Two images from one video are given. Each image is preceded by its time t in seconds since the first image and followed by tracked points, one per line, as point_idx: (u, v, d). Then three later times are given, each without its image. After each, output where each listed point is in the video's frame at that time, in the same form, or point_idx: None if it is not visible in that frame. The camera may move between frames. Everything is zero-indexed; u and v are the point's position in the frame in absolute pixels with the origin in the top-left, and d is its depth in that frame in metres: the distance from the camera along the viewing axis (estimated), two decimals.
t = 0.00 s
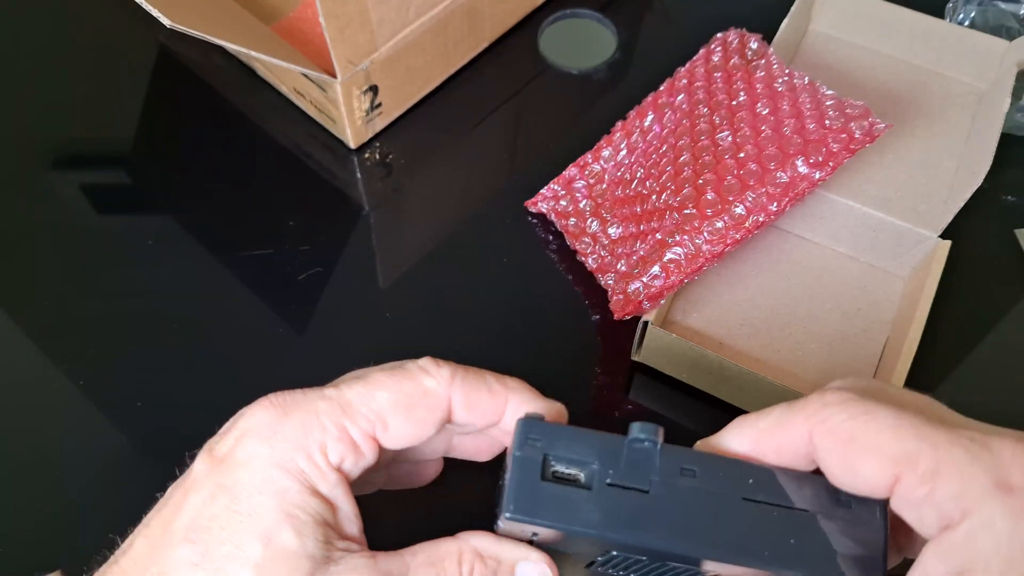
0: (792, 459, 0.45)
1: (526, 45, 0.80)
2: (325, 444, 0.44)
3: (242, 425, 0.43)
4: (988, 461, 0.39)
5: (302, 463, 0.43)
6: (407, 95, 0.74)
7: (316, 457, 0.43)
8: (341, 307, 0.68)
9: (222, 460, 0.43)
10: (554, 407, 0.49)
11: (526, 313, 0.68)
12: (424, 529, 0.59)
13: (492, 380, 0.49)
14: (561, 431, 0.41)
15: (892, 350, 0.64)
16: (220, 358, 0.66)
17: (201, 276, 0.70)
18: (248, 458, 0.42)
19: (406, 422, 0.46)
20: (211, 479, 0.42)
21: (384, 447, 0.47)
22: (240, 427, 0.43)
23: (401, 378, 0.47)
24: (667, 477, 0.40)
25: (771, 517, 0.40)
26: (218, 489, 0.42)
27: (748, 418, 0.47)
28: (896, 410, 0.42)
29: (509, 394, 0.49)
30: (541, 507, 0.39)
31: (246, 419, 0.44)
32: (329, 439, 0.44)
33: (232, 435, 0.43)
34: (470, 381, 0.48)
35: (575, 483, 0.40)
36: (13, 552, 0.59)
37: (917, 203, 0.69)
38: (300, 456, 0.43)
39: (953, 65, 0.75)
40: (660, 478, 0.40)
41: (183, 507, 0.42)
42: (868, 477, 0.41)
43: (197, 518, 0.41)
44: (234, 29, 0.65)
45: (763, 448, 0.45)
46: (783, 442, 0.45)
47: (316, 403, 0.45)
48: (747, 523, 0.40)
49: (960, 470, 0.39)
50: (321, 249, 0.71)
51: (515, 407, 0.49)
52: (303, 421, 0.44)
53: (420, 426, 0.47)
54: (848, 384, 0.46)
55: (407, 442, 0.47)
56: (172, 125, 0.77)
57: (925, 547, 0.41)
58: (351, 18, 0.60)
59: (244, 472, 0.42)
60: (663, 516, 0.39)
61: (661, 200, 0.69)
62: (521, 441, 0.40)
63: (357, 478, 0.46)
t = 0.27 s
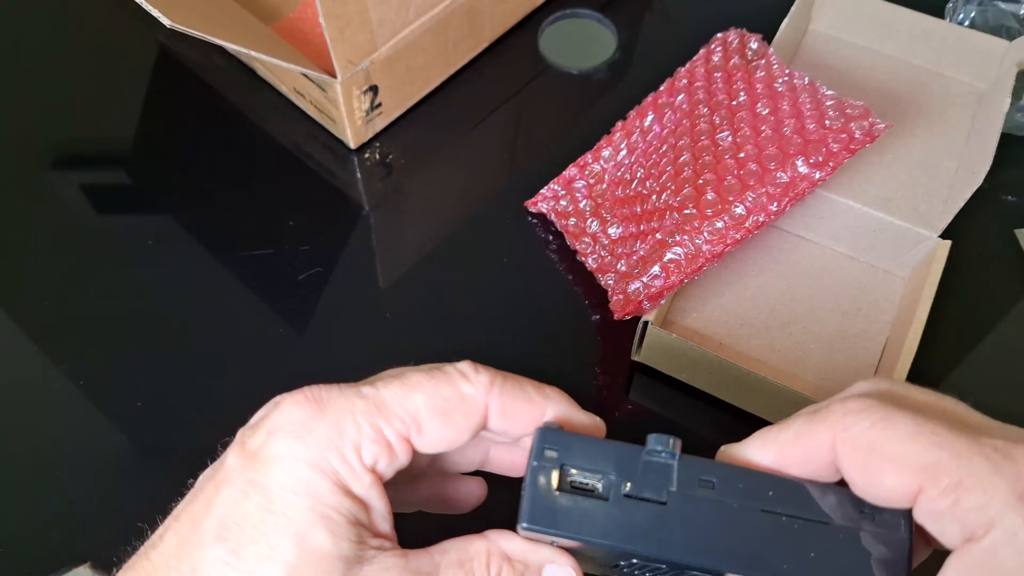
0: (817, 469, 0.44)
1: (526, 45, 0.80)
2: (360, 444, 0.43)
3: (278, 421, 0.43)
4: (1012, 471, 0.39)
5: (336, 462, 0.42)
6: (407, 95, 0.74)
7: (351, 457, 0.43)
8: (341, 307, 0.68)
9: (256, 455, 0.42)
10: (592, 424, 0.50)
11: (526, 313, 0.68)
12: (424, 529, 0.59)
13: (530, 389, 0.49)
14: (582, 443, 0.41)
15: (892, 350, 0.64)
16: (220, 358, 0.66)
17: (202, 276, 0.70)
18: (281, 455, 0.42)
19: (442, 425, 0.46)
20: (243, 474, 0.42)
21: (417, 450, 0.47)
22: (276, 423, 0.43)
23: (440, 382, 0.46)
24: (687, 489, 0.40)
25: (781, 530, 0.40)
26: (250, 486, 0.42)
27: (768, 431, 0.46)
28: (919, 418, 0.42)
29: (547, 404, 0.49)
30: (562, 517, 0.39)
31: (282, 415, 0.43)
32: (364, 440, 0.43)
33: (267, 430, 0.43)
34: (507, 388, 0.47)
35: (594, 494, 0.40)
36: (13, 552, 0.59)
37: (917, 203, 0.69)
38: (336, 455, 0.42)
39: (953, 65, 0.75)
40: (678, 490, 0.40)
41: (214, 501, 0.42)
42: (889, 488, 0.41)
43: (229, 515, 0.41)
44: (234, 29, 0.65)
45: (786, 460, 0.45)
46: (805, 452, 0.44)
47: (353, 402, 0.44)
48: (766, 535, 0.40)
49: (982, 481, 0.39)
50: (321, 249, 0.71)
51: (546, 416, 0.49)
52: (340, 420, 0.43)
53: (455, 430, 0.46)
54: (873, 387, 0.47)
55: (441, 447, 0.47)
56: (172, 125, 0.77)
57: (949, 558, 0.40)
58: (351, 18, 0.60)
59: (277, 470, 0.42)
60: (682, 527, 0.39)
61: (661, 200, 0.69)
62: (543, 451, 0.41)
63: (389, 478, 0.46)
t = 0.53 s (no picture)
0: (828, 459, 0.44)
1: (526, 45, 0.80)
2: (368, 442, 0.43)
3: (286, 419, 0.43)
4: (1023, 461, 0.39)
5: (343, 459, 0.42)
6: (407, 95, 0.74)
7: (358, 454, 0.43)
8: (341, 307, 0.68)
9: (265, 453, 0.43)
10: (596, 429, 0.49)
11: (526, 313, 0.68)
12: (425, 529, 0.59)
13: (537, 390, 0.48)
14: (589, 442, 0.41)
15: (892, 349, 0.64)
16: (220, 358, 0.66)
17: (202, 276, 0.70)
18: (289, 452, 0.42)
19: (448, 423, 0.46)
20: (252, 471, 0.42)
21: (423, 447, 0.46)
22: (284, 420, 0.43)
23: (448, 381, 0.46)
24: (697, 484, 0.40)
25: (792, 523, 0.40)
26: (259, 483, 0.42)
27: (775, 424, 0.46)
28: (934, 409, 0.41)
29: (554, 406, 0.48)
30: (576, 517, 0.39)
31: (291, 412, 0.43)
32: (370, 437, 0.43)
33: (275, 427, 0.43)
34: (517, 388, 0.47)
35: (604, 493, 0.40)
36: (12, 552, 0.59)
37: (917, 203, 0.69)
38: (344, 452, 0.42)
39: (953, 65, 0.75)
40: (688, 487, 0.40)
41: (223, 498, 0.42)
42: (901, 478, 0.41)
43: (239, 512, 0.41)
44: (233, 29, 0.65)
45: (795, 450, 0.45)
46: (815, 442, 0.44)
47: (361, 400, 0.44)
48: (777, 528, 0.40)
49: (994, 470, 0.39)
50: (321, 249, 0.71)
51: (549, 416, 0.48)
52: (347, 418, 0.43)
53: (462, 428, 0.46)
54: (882, 377, 0.47)
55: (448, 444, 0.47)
56: (172, 125, 0.77)
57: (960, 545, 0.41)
58: (351, 18, 0.60)
59: (286, 467, 0.42)
60: (694, 521, 0.40)
61: (661, 200, 0.69)
62: (551, 455, 0.41)
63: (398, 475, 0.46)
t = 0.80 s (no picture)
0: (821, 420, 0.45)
1: (526, 45, 0.80)
2: (366, 460, 0.42)
3: (282, 438, 0.42)
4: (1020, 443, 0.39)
5: (341, 480, 0.41)
6: (407, 95, 0.74)
7: (357, 470, 0.41)
8: (341, 307, 0.68)
9: (263, 466, 0.42)
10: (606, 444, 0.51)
11: (527, 313, 0.68)
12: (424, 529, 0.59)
13: (531, 406, 0.46)
14: (582, 455, 0.37)
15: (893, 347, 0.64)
16: (220, 358, 0.66)
17: (202, 276, 0.70)
18: (285, 471, 0.41)
19: (446, 429, 0.44)
20: (249, 489, 0.42)
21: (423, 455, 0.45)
22: (281, 433, 0.42)
23: (444, 385, 0.44)
24: (697, 472, 0.37)
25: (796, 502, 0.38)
26: (257, 494, 0.41)
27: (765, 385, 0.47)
28: (940, 384, 0.42)
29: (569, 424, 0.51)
30: (594, 543, 0.35)
31: (290, 428, 0.42)
32: (367, 450, 0.42)
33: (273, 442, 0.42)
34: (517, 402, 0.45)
35: (611, 507, 0.36)
36: (12, 553, 0.59)
37: (917, 203, 0.69)
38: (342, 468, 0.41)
39: (953, 65, 0.75)
40: (690, 481, 0.37)
41: (220, 519, 0.42)
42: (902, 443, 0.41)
43: (237, 533, 0.41)
44: (233, 29, 0.65)
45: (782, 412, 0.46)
46: (823, 397, 0.44)
47: (357, 411, 0.42)
48: (784, 510, 0.37)
49: (991, 449, 0.39)
50: (321, 249, 0.71)
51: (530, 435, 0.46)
52: (344, 431, 0.42)
53: (461, 435, 0.44)
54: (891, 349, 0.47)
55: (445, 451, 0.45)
56: (172, 125, 0.77)
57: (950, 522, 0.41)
58: (351, 18, 0.60)
59: (282, 486, 0.41)
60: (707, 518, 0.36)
61: (661, 200, 0.69)
62: (546, 477, 0.36)
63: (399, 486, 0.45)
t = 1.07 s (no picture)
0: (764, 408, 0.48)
1: (526, 45, 0.80)
2: (373, 469, 0.39)
3: (291, 475, 0.39)
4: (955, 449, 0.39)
5: (361, 476, 0.39)
6: (407, 95, 0.74)
7: (375, 457, 0.39)
8: (341, 307, 0.68)
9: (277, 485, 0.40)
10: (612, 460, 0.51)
11: (527, 313, 0.67)
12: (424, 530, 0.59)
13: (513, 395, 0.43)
14: (560, 447, 0.37)
15: (893, 347, 0.64)
16: (220, 358, 0.66)
17: (202, 276, 0.70)
18: (300, 505, 0.39)
19: (445, 425, 0.39)
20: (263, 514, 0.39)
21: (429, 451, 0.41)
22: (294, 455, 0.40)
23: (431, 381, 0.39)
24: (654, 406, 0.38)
25: (745, 376, 0.40)
26: (271, 489, 0.40)
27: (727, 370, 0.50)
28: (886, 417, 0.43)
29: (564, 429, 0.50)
30: (629, 517, 0.36)
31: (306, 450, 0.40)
32: (379, 469, 0.39)
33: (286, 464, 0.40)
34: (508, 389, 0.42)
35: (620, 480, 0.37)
36: (13, 553, 0.59)
37: (917, 203, 0.69)
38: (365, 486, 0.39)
39: (953, 65, 0.75)
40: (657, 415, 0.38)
41: (229, 565, 0.39)
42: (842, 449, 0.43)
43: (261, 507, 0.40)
44: (233, 29, 0.65)
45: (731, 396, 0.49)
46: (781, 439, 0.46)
47: (362, 430, 0.39)
48: (731, 391, 0.39)
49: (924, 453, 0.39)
50: (321, 249, 0.71)
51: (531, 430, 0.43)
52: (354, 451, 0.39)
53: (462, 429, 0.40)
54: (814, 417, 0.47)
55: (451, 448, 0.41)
56: (173, 125, 0.77)
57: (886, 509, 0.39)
58: (351, 18, 0.60)
59: (299, 514, 0.39)
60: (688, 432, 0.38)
61: (661, 201, 0.69)
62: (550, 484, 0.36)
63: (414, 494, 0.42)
